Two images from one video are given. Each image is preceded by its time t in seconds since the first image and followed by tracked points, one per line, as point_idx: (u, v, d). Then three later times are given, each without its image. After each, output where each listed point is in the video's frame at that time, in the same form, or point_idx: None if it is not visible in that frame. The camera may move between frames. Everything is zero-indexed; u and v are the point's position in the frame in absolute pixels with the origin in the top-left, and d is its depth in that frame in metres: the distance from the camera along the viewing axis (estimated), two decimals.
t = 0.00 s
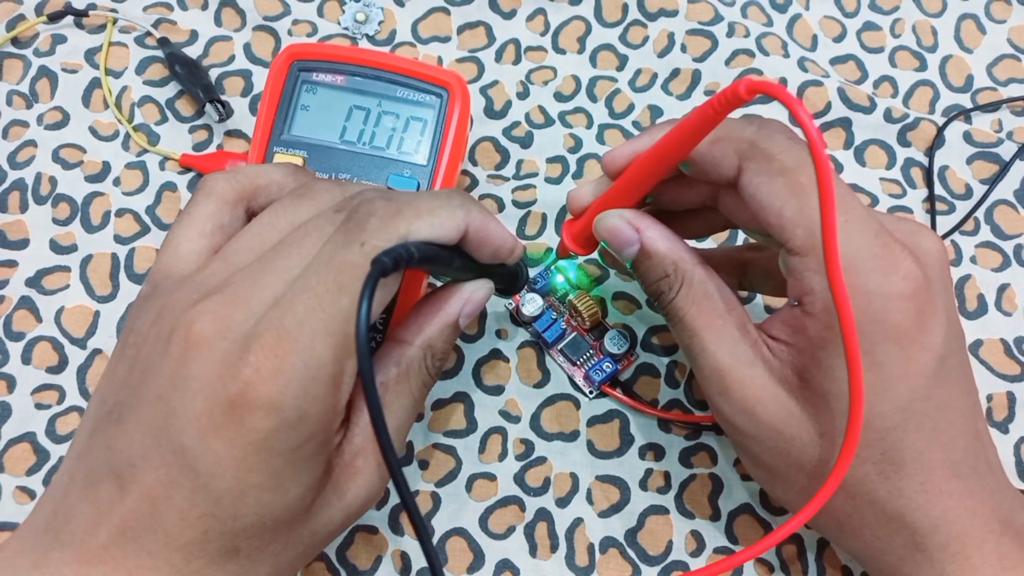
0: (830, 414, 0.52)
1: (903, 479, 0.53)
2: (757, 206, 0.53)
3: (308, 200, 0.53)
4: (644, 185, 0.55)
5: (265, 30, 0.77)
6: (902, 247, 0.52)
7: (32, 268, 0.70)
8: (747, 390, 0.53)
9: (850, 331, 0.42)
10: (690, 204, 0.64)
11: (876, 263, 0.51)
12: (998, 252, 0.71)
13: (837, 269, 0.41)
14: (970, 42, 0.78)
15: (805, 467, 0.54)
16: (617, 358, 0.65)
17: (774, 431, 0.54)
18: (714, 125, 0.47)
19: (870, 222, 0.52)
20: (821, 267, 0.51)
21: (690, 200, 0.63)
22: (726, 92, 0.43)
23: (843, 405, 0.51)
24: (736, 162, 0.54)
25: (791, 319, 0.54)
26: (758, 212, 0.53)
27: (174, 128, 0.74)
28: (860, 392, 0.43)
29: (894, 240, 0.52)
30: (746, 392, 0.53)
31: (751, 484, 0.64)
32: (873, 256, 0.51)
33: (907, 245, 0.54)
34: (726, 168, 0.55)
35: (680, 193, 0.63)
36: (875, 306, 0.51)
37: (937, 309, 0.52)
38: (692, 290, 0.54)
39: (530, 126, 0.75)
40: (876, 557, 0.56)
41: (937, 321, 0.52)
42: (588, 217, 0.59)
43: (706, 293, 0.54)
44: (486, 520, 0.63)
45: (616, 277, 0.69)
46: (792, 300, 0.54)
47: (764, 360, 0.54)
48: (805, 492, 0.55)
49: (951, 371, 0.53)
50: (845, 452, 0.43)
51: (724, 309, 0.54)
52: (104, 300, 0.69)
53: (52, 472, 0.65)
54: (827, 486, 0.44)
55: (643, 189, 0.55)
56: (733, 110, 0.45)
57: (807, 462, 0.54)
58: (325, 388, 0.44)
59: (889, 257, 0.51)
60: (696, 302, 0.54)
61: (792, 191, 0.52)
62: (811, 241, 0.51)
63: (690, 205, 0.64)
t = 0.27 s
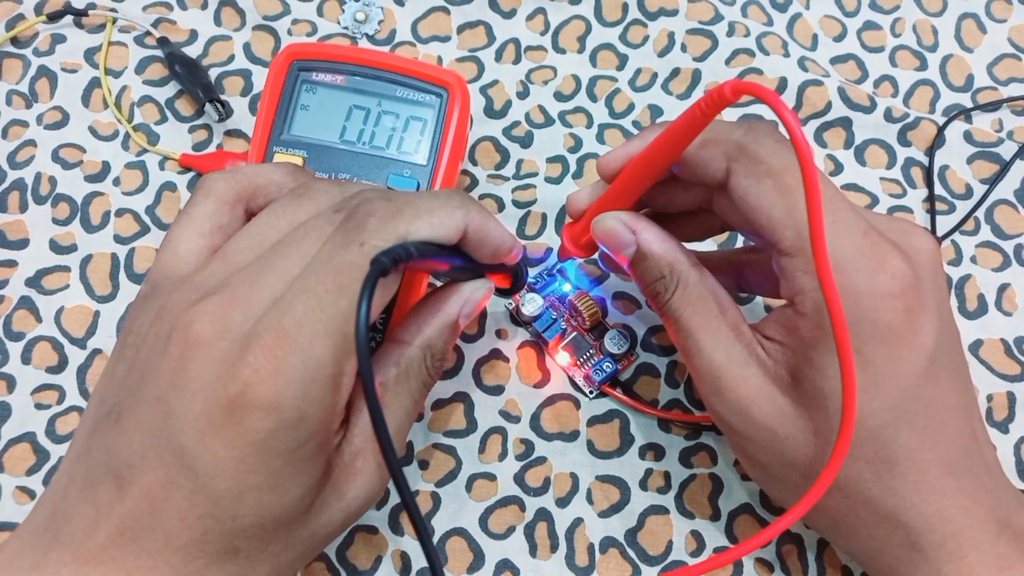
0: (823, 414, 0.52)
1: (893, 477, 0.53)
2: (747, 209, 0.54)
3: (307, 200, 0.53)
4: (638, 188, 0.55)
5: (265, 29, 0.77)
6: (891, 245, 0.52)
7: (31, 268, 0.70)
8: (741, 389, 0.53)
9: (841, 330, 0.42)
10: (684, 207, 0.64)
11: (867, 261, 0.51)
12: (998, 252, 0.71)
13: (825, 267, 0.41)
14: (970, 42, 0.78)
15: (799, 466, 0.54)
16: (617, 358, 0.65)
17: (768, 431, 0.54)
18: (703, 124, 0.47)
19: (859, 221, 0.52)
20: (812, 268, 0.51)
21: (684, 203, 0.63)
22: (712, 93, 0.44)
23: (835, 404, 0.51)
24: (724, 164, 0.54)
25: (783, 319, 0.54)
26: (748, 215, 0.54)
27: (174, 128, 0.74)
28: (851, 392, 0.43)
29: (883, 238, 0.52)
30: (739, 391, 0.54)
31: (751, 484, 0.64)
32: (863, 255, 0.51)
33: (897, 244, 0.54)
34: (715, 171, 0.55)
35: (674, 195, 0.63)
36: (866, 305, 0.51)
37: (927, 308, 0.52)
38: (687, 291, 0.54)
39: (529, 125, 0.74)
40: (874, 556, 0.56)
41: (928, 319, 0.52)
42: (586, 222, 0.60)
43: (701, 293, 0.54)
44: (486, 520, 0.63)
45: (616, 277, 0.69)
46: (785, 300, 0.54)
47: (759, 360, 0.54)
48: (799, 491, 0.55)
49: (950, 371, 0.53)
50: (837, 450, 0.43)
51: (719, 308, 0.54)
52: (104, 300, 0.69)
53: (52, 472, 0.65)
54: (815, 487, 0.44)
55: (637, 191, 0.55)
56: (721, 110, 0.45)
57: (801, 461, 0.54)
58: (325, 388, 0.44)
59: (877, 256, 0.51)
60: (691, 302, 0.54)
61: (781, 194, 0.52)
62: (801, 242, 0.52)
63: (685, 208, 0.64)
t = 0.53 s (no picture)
0: (839, 416, 0.51)
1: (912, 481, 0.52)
2: (769, 203, 0.53)
3: (306, 200, 0.53)
4: (651, 179, 0.54)
5: (264, 28, 0.77)
6: (914, 248, 0.52)
7: (31, 268, 0.70)
8: (755, 387, 0.53)
9: (864, 330, 0.42)
10: (699, 199, 0.64)
11: (891, 263, 0.51)
12: (999, 251, 0.71)
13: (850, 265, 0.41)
14: (971, 41, 0.78)
15: (810, 467, 0.54)
16: (617, 358, 0.65)
17: (781, 430, 0.54)
18: (726, 120, 0.46)
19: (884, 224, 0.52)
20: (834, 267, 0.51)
21: (698, 195, 0.63)
22: (737, 88, 0.43)
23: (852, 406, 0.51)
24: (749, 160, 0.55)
25: (804, 319, 0.55)
26: (771, 210, 0.53)
27: (173, 127, 0.74)
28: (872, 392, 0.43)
29: (905, 240, 0.52)
30: (753, 390, 0.53)
31: (752, 484, 0.64)
32: (886, 256, 0.51)
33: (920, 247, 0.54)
34: (737, 165, 0.56)
35: (687, 189, 0.63)
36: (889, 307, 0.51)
37: (951, 311, 0.53)
38: (701, 288, 0.54)
39: (530, 125, 0.74)
40: (876, 556, 0.56)
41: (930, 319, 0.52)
42: (593, 209, 0.59)
43: (715, 291, 0.54)
44: (486, 520, 0.63)
45: (616, 277, 0.69)
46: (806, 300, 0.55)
47: (773, 360, 0.54)
48: (809, 491, 0.55)
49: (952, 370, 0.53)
50: (856, 454, 0.43)
51: (733, 308, 0.54)
52: (104, 300, 0.69)
53: (51, 472, 0.65)
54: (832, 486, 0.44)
55: (650, 182, 0.54)
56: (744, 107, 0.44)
57: (812, 462, 0.53)
58: (325, 388, 0.44)
59: (904, 258, 0.51)
60: (705, 300, 0.54)
61: (809, 189, 0.51)
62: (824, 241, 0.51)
63: (700, 200, 0.64)
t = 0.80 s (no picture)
0: (834, 413, 0.52)
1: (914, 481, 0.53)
2: (760, 205, 0.53)
3: (306, 201, 0.53)
4: (647, 184, 0.55)
5: (264, 29, 0.77)
6: (907, 244, 0.52)
7: (31, 268, 0.70)
8: (752, 388, 0.53)
9: (856, 328, 0.42)
10: (695, 203, 0.64)
11: (882, 261, 0.50)
12: (999, 251, 0.71)
13: (841, 265, 0.41)
14: (970, 41, 0.78)
15: (809, 465, 0.54)
16: (617, 358, 0.65)
17: (778, 430, 0.54)
18: (716, 122, 0.47)
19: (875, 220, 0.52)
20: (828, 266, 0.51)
21: (695, 199, 0.63)
22: (725, 91, 0.43)
23: (848, 403, 0.51)
24: (740, 161, 0.54)
25: (796, 317, 0.54)
26: (762, 211, 0.53)
27: (173, 128, 0.74)
28: (866, 390, 0.42)
29: (898, 237, 0.52)
30: (750, 391, 0.53)
31: (752, 484, 0.64)
32: (878, 255, 0.50)
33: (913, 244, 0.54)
34: (729, 168, 0.55)
35: (683, 191, 0.63)
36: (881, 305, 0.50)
37: (944, 308, 0.52)
38: (697, 289, 0.54)
39: (530, 125, 0.74)
40: (876, 555, 0.56)
41: (932, 318, 0.52)
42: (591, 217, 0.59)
43: (711, 292, 0.54)
44: (486, 520, 0.63)
45: (616, 277, 0.69)
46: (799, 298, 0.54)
47: (768, 358, 0.54)
48: (808, 489, 0.55)
49: (952, 372, 0.53)
50: (851, 454, 0.43)
51: (729, 307, 0.54)
52: (104, 300, 0.69)
53: (51, 472, 0.65)
54: (828, 493, 0.44)
55: (646, 186, 0.55)
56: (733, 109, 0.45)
57: (811, 460, 0.53)
58: (325, 388, 0.44)
59: (895, 255, 0.51)
60: (701, 301, 0.54)
61: (796, 191, 0.51)
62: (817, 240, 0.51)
63: (695, 204, 0.64)
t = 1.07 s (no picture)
0: (825, 414, 0.52)
1: (895, 476, 0.53)
2: (748, 211, 0.53)
3: (306, 201, 0.53)
4: (639, 190, 0.55)
5: (265, 29, 0.77)
6: (892, 246, 0.52)
7: (32, 268, 0.70)
8: (744, 390, 0.54)
9: (838, 327, 0.42)
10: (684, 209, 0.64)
11: (869, 262, 0.51)
12: (998, 252, 0.71)
13: (823, 266, 0.41)
14: (970, 42, 0.78)
15: (801, 467, 0.54)
16: (617, 358, 0.65)
17: (769, 432, 0.54)
18: (703, 130, 0.48)
19: (860, 221, 0.52)
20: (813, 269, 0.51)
21: (684, 205, 0.63)
22: (713, 97, 0.44)
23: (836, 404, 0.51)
24: (725, 168, 0.54)
25: (787, 320, 0.54)
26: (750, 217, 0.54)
27: (174, 128, 0.74)
28: (848, 389, 0.43)
29: (883, 239, 0.52)
30: (742, 393, 0.54)
31: (751, 484, 0.64)
32: (864, 256, 0.51)
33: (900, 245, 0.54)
34: (715, 174, 0.56)
35: (674, 198, 0.63)
36: (868, 307, 0.51)
37: (930, 308, 0.52)
38: (688, 292, 0.54)
39: (529, 126, 0.75)
40: (874, 556, 0.56)
41: (930, 319, 0.52)
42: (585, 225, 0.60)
43: (702, 294, 0.54)
44: (486, 520, 0.63)
45: (616, 277, 0.69)
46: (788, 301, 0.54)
47: (760, 360, 0.54)
48: (801, 490, 0.55)
49: (950, 372, 0.53)
50: (835, 453, 0.43)
51: (720, 309, 0.55)
52: (104, 300, 0.69)
53: (52, 472, 0.65)
54: (813, 491, 0.44)
55: (639, 193, 0.55)
56: (721, 114, 0.46)
57: (803, 461, 0.54)
58: (325, 389, 0.44)
59: (879, 257, 0.51)
60: (693, 303, 0.54)
61: (780, 197, 0.52)
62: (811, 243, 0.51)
63: (685, 210, 0.64)
